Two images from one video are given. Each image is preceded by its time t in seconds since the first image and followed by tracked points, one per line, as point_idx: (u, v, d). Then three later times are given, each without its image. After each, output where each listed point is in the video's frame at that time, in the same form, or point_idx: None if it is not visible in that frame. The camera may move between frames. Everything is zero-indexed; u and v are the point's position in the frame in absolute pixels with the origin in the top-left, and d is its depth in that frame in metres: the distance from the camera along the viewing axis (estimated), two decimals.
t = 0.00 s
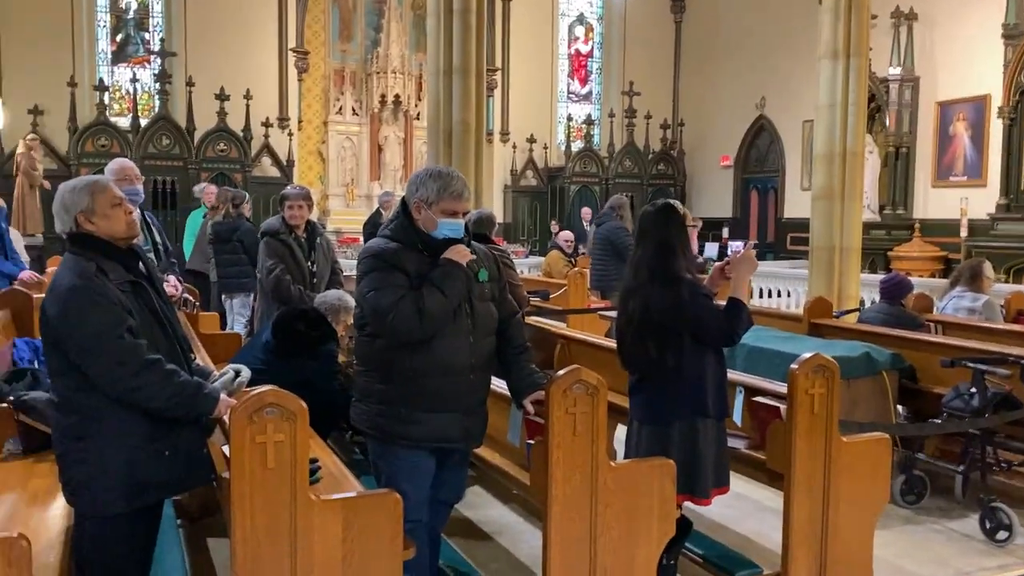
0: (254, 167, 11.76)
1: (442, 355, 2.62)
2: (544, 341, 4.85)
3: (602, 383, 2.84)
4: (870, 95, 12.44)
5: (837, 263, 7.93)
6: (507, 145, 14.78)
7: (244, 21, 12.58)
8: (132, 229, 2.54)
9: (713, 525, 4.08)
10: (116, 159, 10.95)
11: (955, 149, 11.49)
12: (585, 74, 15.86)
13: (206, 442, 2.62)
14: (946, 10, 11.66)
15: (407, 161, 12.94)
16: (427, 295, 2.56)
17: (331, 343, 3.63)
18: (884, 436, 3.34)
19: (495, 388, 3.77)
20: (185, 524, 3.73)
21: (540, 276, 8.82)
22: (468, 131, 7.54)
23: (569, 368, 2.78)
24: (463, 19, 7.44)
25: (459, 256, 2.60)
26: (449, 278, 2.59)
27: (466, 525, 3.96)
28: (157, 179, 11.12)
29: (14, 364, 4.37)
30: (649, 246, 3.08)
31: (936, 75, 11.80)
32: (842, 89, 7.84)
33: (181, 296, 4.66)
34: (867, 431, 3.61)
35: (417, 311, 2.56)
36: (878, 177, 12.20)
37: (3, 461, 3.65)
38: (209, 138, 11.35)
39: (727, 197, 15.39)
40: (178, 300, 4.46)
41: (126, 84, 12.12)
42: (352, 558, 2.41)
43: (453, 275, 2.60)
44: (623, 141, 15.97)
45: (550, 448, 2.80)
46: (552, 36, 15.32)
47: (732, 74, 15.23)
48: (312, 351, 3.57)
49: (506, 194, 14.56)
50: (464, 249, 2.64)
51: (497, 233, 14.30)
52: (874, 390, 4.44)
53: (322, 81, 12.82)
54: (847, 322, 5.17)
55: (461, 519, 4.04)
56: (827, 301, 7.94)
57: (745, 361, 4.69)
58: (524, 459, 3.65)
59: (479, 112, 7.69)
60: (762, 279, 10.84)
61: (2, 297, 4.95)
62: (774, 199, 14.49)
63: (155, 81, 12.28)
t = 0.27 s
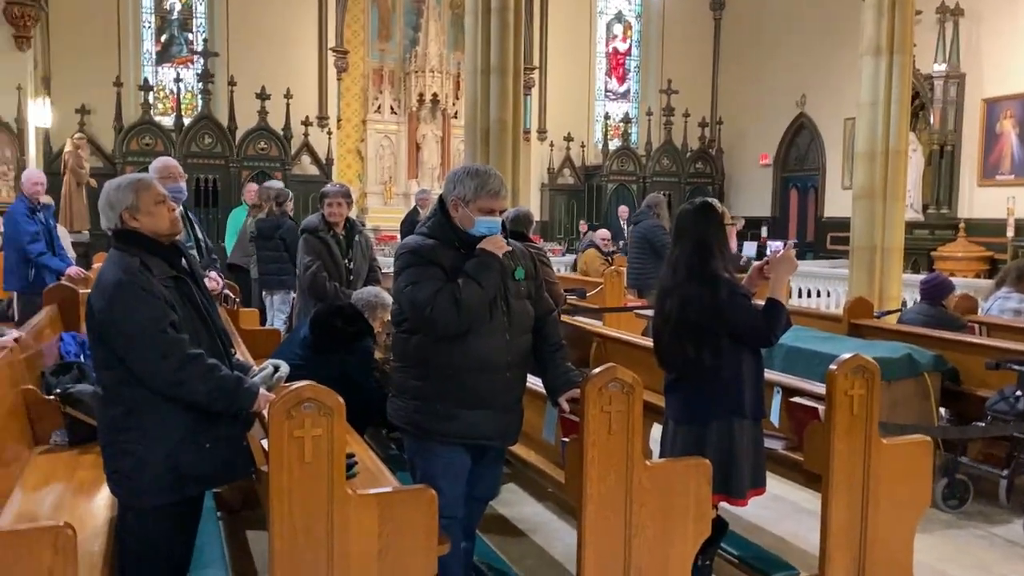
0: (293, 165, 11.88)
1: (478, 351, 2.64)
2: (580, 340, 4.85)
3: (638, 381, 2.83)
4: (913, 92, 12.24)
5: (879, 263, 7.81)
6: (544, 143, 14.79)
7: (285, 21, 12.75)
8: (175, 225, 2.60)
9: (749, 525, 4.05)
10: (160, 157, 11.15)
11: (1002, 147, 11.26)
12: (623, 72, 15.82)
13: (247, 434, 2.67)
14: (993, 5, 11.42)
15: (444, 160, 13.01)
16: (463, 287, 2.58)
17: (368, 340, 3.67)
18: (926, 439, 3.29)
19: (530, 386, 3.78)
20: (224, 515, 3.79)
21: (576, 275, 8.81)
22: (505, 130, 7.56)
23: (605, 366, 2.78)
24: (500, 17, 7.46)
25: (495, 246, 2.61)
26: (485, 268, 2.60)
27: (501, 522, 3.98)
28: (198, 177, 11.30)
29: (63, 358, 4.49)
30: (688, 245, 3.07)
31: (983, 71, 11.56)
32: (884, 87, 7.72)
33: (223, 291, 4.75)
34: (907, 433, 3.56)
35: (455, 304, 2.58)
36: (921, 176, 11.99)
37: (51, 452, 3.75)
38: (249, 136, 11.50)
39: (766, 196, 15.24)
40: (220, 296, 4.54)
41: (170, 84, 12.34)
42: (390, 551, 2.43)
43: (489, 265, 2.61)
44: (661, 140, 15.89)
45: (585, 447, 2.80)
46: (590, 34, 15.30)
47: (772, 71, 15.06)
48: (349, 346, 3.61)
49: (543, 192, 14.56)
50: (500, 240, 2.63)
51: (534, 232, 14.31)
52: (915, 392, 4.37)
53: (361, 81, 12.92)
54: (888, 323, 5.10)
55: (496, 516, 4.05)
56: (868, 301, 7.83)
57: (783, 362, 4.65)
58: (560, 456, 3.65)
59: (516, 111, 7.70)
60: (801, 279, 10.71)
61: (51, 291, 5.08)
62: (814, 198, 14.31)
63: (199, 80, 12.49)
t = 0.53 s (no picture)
0: (351, 166, 12.02)
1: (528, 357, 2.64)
2: (635, 341, 4.83)
3: (694, 385, 2.81)
4: (981, 91, 11.89)
5: (943, 266, 7.61)
6: (598, 143, 14.75)
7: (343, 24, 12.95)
8: (238, 227, 2.66)
9: (807, 532, 3.99)
10: (222, 157, 11.40)
11: None
12: (679, 71, 15.70)
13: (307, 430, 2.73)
14: None
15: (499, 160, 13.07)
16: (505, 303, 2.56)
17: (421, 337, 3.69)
18: (992, 448, 3.20)
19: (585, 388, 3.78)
20: (284, 509, 3.86)
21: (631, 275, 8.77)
22: (560, 130, 7.56)
23: (660, 369, 2.77)
24: (557, 18, 7.46)
25: (550, 271, 2.56)
26: (529, 284, 2.55)
27: (555, 522, 3.98)
28: (259, 177, 11.52)
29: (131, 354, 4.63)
30: (749, 247, 3.03)
31: None
32: (950, 85, 7.52)
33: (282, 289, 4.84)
34: (973, 441, 3.47)
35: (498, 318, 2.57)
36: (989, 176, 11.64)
37: (119, 444, 3.87)
38: (308, 137, 11.69)
39: (826, 197, 14.95)
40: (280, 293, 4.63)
41: (231, 86, 12.60)
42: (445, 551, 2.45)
43: (534, 284, 2.55)
44: (717, 140, 15.72)
45: (640, 449, 2.79)
46: (645, 33, 15.21)
47: (832, 69, 14.78)
48: (403, 344, 3.64)
49: (597, 192, 14.51)
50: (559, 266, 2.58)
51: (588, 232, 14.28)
52: (981, 400, 4.26)
53: (418, 82, 13.04)
54: (953, 328, 4.96)
55: (550, 516, 4.06)
56: (931, 305, 7.64)
57: (843, 367, 4.56)
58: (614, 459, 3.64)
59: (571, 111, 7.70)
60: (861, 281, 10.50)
61: (117, 290, 5.23)
62: (876, 199, 14.00)
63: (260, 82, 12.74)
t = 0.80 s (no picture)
0: (417, 164, 12.12)
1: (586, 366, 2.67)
2: (700, 342, 4.77)
3: (761, 387, 2.76)
4: None
5: None
6: (664, 141, 14.61)
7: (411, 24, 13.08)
8: (307, 224, 2.71)
9: (878, 541, 3.88)
10: (292, 157, 11.63)
11: None
12: (748, 67, 15.47)
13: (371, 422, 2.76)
14: None
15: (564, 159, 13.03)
16: (536, 376, 2.60)
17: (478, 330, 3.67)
18: None
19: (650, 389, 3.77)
20: (349, 502, 3.92)
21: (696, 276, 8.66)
22: (625, 129, 7.50)
23: (727, 370, 2.73)
24: (624, 15, 7.41)
25: (563, 417, 2.58)
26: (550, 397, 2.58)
27: (618, 524, 3.95)
28: (328, 176, 11.72)
29: (204, 348, 4.77)
30: (824, 245, 2.95)
31: None
32: None
33: (349, 286, 4.91)
34: None
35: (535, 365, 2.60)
36: None
37: (191, 434, 3.98)
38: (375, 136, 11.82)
39: (901, 196, 14.51)
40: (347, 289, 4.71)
41: (302, 87, 12.84)
42: (505, 550, 2.46)
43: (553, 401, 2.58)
44: (788, 138, 15.41)
45: (705, 451, 2.76)
46: (713, 30, 15.02)
47: (909, 64, 14.31)
48: (461, 336, 3.64)
49: (663, 191, 14.35)
50: (574, 414, 2.59)
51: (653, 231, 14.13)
52: None
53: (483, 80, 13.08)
54: None
55: (612, 517, 4.04)
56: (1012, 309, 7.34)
57: (918, 372, 4.42)
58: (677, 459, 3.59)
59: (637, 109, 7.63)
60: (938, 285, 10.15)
61: (190, 286, 5.38)
62: (954, 199, 13.51)
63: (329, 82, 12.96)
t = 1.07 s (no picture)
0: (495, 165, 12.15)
1: (644, 374, 2.73)
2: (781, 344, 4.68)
3: (847, 393, 2.68)
4: None
5: None
6: (747, 140, 14.35)
7: (491, 26, 13.14)
8: (391, 220, 2.76)
9: (970, 554, 3.74)
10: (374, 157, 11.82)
11: None
12: (835, 64, 15.06)
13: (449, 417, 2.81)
14: None
15: (643, 159, 12.92)
16: (579, 382, 2.73)
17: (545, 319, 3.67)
18: None
19: (729, 390, 3.72)
20: (427, 496, 3.97)
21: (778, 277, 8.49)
22: (706, 127, 7.40)
23: (810, 375, 2.67)
24: (705, 11, 7.31)
25: (591, 426, 2.73)
26: (585, 406, 2.72)
27: (695, 527, 3.91)
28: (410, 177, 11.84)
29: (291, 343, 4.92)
30: (923, 244, 2.84)
31: None
32: None
33: (429, 284, 4.97)
34: None
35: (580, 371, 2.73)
36: None
37: (275, 426, 4.10)
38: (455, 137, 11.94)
39: (998, 196, 13.91)
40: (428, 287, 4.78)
41: (384, 89, 13.10)
42: (581, 549, 2.46)
43: (585, 410, 2.72)
44: (876, 136, 14.95)
45: (786, 456, 2.71)
46: (799, 26, 14.67)
47: (1007, 59, 13.71)
48: (528, 328, 3.65)
49: (744, 191, 14.11)
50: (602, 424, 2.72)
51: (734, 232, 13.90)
52: None
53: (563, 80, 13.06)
54: None
55: (691, 520, 3.99)
56: None
57: (1014, 380, 4.24)
58: (754, 460, 3.52)
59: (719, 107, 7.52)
60: None
61: (276, 282, 5.52)
62: None
63: (410, 83, 13.12)
